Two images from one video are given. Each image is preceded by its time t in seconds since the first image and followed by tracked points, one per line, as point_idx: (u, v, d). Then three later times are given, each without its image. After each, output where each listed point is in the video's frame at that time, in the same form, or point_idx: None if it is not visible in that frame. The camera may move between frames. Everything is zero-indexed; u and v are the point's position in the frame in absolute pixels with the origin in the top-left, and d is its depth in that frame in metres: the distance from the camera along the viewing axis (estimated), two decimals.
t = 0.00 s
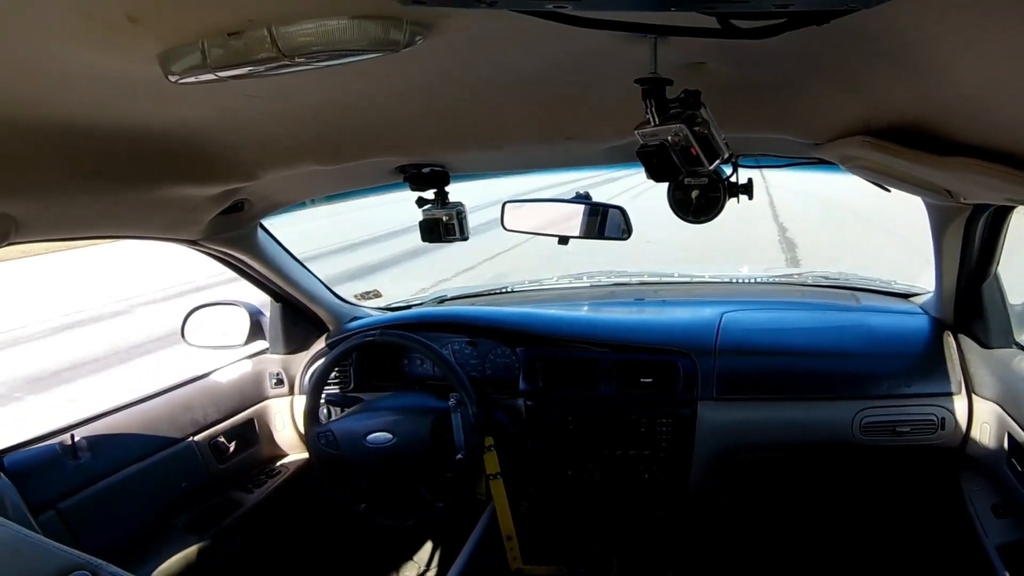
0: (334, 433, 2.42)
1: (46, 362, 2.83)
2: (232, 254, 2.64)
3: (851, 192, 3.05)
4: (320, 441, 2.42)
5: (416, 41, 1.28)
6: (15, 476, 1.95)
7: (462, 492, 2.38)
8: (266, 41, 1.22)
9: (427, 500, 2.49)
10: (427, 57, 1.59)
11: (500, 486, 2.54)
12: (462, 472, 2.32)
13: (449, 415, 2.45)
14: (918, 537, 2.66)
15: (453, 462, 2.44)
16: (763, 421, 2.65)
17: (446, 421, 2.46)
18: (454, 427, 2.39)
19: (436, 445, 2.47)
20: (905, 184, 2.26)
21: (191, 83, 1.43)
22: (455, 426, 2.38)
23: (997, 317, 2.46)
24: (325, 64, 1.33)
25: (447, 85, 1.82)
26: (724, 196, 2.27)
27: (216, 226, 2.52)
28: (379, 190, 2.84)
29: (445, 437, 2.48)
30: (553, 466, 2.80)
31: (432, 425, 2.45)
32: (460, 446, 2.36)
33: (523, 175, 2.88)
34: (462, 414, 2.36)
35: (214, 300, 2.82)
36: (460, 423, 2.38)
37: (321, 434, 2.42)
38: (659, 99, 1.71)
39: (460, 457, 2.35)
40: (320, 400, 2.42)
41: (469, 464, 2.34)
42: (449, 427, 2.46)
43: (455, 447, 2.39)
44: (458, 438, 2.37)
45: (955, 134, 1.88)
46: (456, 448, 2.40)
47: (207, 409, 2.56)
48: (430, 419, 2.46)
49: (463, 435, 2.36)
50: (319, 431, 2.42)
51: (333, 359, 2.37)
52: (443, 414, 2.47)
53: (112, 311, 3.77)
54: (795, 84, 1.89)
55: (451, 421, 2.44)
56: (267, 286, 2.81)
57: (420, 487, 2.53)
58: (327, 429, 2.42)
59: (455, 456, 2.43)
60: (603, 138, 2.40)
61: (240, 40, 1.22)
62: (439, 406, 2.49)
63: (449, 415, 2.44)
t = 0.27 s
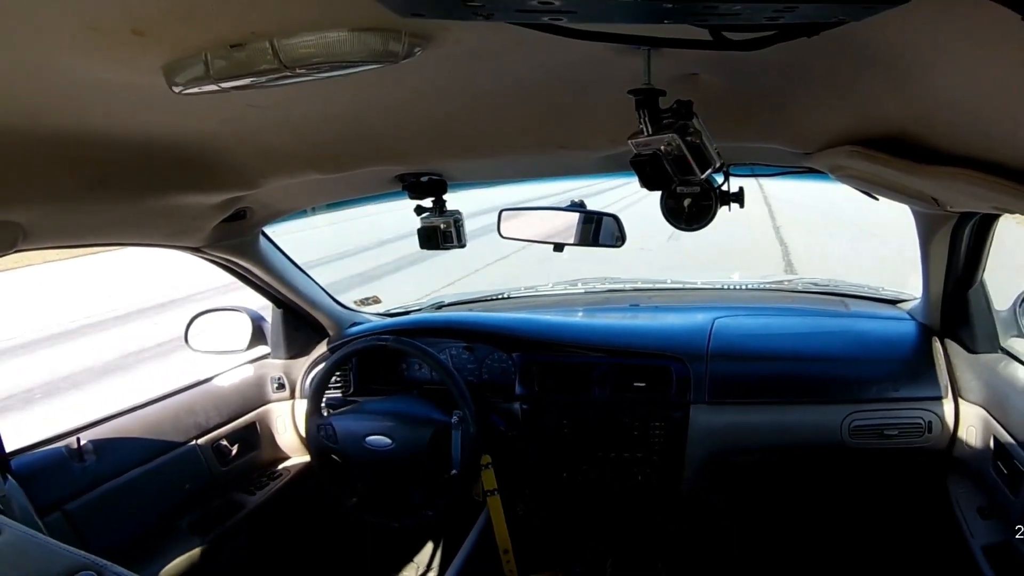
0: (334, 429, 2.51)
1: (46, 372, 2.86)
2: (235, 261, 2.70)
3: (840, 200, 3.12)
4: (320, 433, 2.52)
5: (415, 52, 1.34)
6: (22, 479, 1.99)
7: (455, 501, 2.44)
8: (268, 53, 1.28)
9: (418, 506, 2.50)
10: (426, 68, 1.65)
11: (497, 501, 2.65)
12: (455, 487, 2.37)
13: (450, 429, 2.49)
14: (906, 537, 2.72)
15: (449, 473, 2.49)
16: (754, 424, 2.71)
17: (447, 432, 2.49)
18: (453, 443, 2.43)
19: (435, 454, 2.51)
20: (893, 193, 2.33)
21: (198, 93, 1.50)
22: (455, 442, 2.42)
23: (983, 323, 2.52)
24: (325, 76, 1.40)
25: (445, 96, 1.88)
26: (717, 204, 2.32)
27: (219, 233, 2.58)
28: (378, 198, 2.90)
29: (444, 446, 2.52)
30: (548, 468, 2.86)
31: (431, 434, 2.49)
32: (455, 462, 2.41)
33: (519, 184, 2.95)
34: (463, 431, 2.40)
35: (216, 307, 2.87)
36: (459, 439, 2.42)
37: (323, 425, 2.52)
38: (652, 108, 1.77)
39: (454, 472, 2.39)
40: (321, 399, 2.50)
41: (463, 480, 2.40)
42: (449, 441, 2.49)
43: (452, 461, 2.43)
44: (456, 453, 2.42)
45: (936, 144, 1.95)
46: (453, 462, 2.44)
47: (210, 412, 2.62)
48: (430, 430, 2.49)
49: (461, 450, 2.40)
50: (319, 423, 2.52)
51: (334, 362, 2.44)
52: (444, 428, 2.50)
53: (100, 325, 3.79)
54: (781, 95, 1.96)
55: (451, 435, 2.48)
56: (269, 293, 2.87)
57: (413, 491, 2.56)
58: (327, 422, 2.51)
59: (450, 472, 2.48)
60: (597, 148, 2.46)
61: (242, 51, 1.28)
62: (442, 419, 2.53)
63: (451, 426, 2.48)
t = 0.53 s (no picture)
0: (334, 427, 2.56)
1: (48, 376, 2.90)
2: (238, 267, 2.76)
3: (829, 208, 3.20)
4: (321, 429, 2.57)
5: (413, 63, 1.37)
6: (30, 481, 2.04)
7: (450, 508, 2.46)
8: (271, 64, 1.31)
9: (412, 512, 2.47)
10: (424, 82, 1.71)
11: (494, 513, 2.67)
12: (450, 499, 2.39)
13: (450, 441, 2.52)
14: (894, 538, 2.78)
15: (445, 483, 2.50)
16: (745, 427, 2.77)
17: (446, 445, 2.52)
18: (451, 454, 2.48)
19: (432, 462, 2.54)
20: (882, 201, 2.39)
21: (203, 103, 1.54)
22: (453, 453, 2.46)
23: (970, 329, 2.59)
24: (326, 86, 1.43)
25: (442, 108, 1.94)
26: (709, 212, 2.37)
27: (222, 240, 2.64)
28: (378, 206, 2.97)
29: (442, 458, 2.55)
30: (544, 471, 2.92)
31: (431, 444, 2.53)
32: (451, 472, 2.44)
33: (515, 193, 3.01)
34: (461, 444, 2.44)
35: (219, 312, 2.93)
36: (458, 452, 2.46)
37: (324, 421, 2.57)
38: (646, 118, 1.78)
39: (448, 483, 2.42)
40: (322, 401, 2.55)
41: (458, 490, 2.42)
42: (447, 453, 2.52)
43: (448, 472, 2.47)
44: (452, 464, 2.45)
45: (919, 154, 2.02)
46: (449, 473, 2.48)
47: (213, 416, 2.67)
48: (429, 439, 2.54)
49: (457, 462, 2.44)
50: (320, 419, 2.57)
51: (335, 365, 2.49)
52: (444, 439, 2.53)
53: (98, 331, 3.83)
54: (768, 107, 2.03)
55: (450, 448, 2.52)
56: (272, 299, 2.93)
57: (411, 496, 2.61)
58: (328, 419, 2.56)
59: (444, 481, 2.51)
60: (591, 158, 2.53)
61: (245, 62, 1.30)
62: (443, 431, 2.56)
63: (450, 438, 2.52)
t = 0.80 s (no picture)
0: (334, 431, 2.61)
1: (51, 379, 2.96)
2: (240, 274, 2.83)
3: (819, 216, 3.27)
4: (321, 434, 2.62)
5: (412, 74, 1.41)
6: (38, 483, 2.09)
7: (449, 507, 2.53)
8: (271, 74, 1.35)
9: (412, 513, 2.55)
10: (423, 95, 1.77)
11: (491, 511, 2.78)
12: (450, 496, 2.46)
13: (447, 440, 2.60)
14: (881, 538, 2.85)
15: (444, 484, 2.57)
16: (737, 431, 2.83)
17: (443, 445, 2.60)
18: (449, 454, 2.54)
19: (430, 463, 2.62)
20: (871, 209, 2.46)
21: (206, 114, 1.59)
22: (450, 453, 2.53)
23: (956, 336, 2.66)
24: (325, 97, 1.48)
25: (441, 119, 2.00)
26: (701, 221, 2.40)
27: (225, 248, 2.70)
28: (377, 214, 3.03)
29: (439, 458, 2.62)
30: (540, 473, 2.98)
31: (428, 444, 2.60)
32: (448, 472, 2.50)
33: (511, 202, 3.08)
34: (459, 442, 2.51)
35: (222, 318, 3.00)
36: (455, 451, 2.53)
37: (324, 428, 2.62)
38: (640, 128, 1.80)
39: (448, 482, 2.48)
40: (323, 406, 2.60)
41: (457, 489, 2.49)
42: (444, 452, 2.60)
43: (447, 472, 2.53)
44: (450, 464, 2.52)
45: (901, 165, 2.09)
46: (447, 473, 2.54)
47: (216, 419, 2.73)
48: (427, 440, 2.61)
49: (455, 462, 2.51)
50: (320, 425, 2.62)
51: (335, 371, 2.54)
52: (441, 439, 2.61)
53: (100, 337, 3.90)
54: (756, 118, 2.10)
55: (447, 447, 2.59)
56: (274, 305, 2.99)
57: (410, 499, 2.65)
58: (328, 424, 2.62)
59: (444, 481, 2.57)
60: (586, 167, 2.60)
61: (246, 73, 1.33)
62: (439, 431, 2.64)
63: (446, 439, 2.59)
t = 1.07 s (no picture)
0: (334, 439, 2.67)
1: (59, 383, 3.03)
2: (242, 280, 2.89)
3: (809, 222, 3.34)
4: (321, 443, 2.68)
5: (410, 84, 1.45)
6: (45, 484, 2.14)
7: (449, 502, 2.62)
8: (274, 85, 1.41)
9: (415, 509, 2.66)
10: (424, 106, 1.84)
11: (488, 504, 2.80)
12: (452, 489, 2.56)
13: (443, 435, 2.67)
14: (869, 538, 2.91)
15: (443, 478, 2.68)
16: (730, 434, 2.88)
17: (440, 440, 2.68)
18: (447, 448, 2.62)
19: (428, 459, 2.69)
20: (861, 215, 2.52)
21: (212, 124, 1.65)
22: (449, 447, 2.62)
23: (943, 339, 2.72)
24: (325, 106, 1.54)
25: (440, 128, 2.07)
26: (695, 227, 2.43)
27: (227, 254, 2.76)
28: (377, 221, 3.09)
29: (435, 454, 2.70)
30: (536, 475, 3.03)
31: (425, 441, 2.67)
32: (449, 465, 2.60)
33: (508, 209, 3.15)
34: (456, 435, 2.59)
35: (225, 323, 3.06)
36: (452, 445, 2.61)
37: (324, 438, 2.68)
38: (633, 137, 1.85)
39: (449, 476, 2.58)
40: (323, 411, 2.67)
41: (458, 483, 2.58)
42: (442, 447, 2.67)
43: (446, 466, 2.62)
44: (449, 457, 2.61)
45: (884, 174, 2.16)
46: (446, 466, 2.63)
47: (219, 422, 2.80)
48: (424, 438, 2.67)
49: (454, 456, 2.59)
50: (320, 435, 2.68)
51: (335, 375, 2.60)
52: (438, 435, 2.68)
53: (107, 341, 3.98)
54: (744, 127, 2.17)
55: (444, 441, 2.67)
56: (275, 310, 3.06)
57: (409, 496, 2.70)
58: (328, 434, 2.68)
59: (445, 474, 2.67)
60: (582, 174, 2.66)
61: (250, 85, 1.39)
62: (435, 426, 2.71)
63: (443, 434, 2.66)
